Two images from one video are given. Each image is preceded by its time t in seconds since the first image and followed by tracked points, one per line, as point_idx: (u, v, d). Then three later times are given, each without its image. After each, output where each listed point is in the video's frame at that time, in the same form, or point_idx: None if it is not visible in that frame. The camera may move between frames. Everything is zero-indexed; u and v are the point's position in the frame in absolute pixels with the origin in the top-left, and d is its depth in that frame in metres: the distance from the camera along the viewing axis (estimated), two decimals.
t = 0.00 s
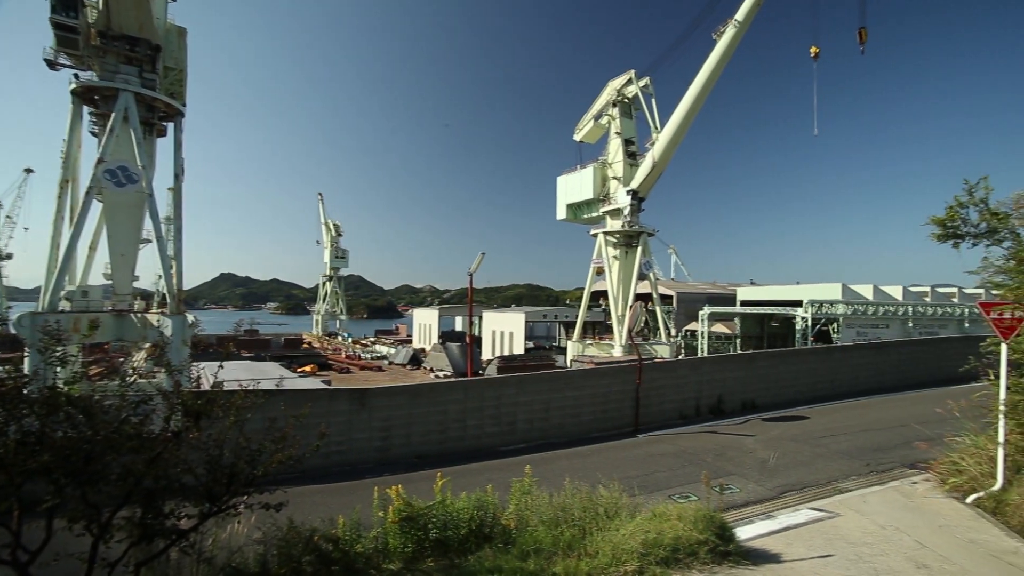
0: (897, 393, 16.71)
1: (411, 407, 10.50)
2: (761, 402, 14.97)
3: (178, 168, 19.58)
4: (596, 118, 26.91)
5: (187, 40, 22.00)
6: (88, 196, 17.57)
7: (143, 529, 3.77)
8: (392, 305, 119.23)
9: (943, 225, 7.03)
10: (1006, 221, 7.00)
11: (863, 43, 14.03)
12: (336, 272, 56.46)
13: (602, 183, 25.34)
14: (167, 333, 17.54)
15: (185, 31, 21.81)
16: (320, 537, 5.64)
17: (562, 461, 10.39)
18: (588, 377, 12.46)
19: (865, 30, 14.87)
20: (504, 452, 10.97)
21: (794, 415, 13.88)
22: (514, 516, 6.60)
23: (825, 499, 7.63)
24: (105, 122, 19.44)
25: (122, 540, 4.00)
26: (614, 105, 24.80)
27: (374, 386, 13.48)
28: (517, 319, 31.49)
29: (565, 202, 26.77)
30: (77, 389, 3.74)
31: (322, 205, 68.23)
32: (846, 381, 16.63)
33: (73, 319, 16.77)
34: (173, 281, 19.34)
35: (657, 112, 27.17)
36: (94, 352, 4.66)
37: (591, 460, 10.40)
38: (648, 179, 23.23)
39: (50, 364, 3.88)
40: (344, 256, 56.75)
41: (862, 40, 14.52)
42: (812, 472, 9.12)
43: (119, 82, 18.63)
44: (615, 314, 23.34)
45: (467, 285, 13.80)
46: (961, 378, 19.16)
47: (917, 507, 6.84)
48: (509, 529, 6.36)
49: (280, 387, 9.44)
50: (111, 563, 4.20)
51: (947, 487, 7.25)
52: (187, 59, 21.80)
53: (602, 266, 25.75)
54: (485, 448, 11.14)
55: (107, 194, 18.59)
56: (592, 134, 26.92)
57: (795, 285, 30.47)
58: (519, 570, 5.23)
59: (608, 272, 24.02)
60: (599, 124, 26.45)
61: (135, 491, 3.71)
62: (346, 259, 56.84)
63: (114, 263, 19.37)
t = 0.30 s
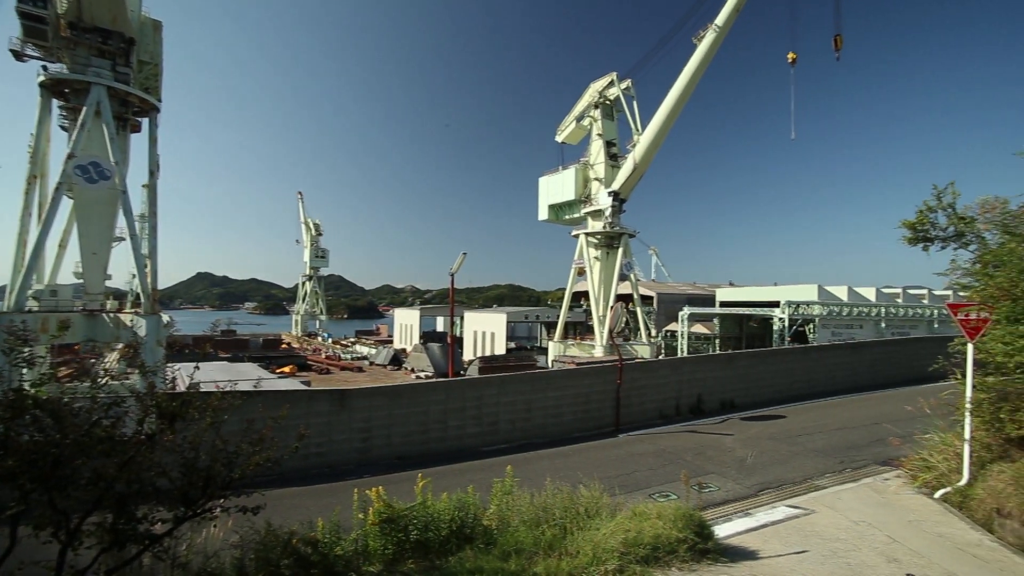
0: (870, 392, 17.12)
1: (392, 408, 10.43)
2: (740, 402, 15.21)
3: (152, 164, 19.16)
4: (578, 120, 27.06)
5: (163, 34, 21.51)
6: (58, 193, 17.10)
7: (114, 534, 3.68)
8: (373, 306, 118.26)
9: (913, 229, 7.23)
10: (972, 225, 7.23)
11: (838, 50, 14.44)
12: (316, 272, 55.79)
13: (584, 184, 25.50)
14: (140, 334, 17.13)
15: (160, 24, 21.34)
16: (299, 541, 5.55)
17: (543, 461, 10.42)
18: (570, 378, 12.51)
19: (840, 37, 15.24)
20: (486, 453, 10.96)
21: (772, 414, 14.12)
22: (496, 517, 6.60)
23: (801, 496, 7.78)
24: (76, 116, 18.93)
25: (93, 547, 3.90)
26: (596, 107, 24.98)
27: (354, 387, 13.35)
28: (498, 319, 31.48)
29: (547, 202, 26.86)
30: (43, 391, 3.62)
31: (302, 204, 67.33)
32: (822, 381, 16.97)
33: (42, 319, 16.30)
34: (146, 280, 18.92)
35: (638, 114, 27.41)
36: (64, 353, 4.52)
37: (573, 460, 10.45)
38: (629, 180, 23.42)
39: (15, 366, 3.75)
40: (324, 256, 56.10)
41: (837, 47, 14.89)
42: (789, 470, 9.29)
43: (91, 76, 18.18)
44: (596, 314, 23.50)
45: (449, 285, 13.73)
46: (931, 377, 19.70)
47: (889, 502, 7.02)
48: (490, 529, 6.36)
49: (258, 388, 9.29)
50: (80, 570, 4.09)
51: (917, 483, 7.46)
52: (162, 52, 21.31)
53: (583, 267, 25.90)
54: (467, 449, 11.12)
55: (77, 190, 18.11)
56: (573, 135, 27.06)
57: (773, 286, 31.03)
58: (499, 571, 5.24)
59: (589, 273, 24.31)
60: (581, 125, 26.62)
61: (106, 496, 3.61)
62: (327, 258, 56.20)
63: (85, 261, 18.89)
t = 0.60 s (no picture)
0: (846, 391, 17.47)
1: (374, 409, 10.36)
2: (720, 401, 15.40)
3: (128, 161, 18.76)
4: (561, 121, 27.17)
5: (138, 27, 21.07)
6: (29, 189, 16.67)
7: (86, 540, 3.59)
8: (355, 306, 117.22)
9: (887, 231, 7.40)
10: (944, 228, 7.42)
11: (815, 56, 14.73)
12: (297, 271, 55.14)
13: (567, 185, 25.61)
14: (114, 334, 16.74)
15: (135, 17, 20.90)
16: (279, 544, 5.48)
17: (526, 462, 10.43)
18: (553, 378, 12.55)
19: (817, 44, 15.53)
20: (468, 454, 10.94)
21: (751, 413, 14.32)
22: (478, 518, 6.59)
23: (780, 494, 7.90)
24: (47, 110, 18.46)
25: (63, 554, 3.79)
26: (579, 108, 25.11)
27: (335, 388, 13.24)
28: (481, 319, 31.46)
29: (530, 203, 26.92)
30: (12, 395, 3.52)
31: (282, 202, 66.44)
32: (800, 381, 17.27)
33: (11, 320, 15.84)
34: (121, 280, 18.51)
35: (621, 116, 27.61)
36: (33, 355, 4.37)
37: (555, 460, 10.49)
38: (612, 181, 23.58)
39: None
40: (305, 255, 55.49)
41: (814, 53, 15.17)
42: (768, 468, 9.44)
43: (63, 69, 17.74)
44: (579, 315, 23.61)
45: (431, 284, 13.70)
46: (905, 376, 20.18)
47: (864, 499, 7.16)
48: (473, 530, 6.35)
49: (237, 389, 9.14)
50: None
51: (891, 480, 7.63)
52: (138, 46, 20.89)
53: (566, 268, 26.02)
54: (449, 449, 11.09)
55: (48, 187, 17.65)
56: (556, 136, 27.17)
57: (753, 287, 31.49)
58: (482, 571, 5.23)
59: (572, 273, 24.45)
60: (564, 126, 26.72)
61: (78, 501, 3.51)
62: (308, 258, 55.59)
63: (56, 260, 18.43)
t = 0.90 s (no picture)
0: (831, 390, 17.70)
1: (362, 409, 10.30)
2: (708, 401, 15.51)
3: (110, 158, 18.46)
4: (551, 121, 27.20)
5: (121, 23, 20.71)
6: (8, 186, 16.37)
7: (67, 543, 3.52)
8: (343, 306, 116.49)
9: (871, 233, 7.51)
10: (926, 230, 7.56)
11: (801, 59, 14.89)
12: (285, 271, 54.70)
13: (556, 186, 25.65)
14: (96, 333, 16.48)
15: (119, 12, 20.57)
16: (265, 546, 5.43)
17: (514, 462, 10.44)
18: (541, 378, 12.57)
19: (804, 47, 15.69)
20: (457, 454, 10.92)
21: (738, 412, 14.44)
22: (467, 518, 6.57)
23: (766, 493, 7.98)
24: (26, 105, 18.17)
25: (43, 559, 3.72)
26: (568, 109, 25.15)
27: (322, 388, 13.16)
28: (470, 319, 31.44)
29: (519, 203, 26.92)
30: None
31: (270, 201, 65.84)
32: (786, 380, 17.45)
33: None
34: (103, 279, 18.20)
35: (610, 117, 27.72)
36: (14, 356, 4.30)
37: (543, 460, 10.51)
38: (600, 182, 23.66)
39: None
40: (293, 255, 55.06)
41: (801, 57, 15.32)
42: (754, 467, 9.53)
43: (42, 64, 17.40)
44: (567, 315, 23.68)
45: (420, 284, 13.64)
46: (888, 376, 20.50)
47: (849, 497, 7.26)
48: (462, 531, 6.34)
49: (223, 390, 9.04)
50: None
51: (875, 478, 7.74)
52: (121, 42, 20.54)
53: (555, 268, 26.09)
54: (437, 450, 11.07)
55: (28, 183, 17.34)
56: (546, 136, 27.20)
57: (739, 287, 31.80)
58: (471, 571, 5.23)
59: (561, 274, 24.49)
60: (553, 127, 26.75)
61: (58, 505, 3.44)
62: (295, 257, 55.16)
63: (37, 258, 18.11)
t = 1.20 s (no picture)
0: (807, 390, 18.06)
1: (342, 411, 10.20)
2: (687, 401, 15.69)
3: (81, 153, 17.99)
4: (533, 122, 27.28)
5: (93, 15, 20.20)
6: None
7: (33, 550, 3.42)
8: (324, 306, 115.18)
9: (846, 235, 7.68)
10: (897, 233, 7.77)
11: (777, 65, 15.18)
12: (263, 270, 53.88)
13: (538, 186, 25.72)
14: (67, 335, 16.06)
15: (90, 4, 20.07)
16: (242, 550, 5.34)
17: (496, 462, 10.44)
18: (523, 379, 12.58)
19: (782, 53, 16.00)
20: (438, 455, 10.87)
21: (717, 412, 14.63)
22: (448, 519, 6.54)
23: (744, 491, 8.10)
24: None
25: (8, 567, 3.61)
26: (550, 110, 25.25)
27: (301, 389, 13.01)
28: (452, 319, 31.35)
29: (501, 203, 26.92)
30: None
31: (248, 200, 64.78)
32: (763, 380, 17.74)
33: None
34: (74, 278, 17.73)
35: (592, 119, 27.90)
36: None
37: (525, 460, 10.53)
38: (582, 183, 23.80)
39: None
40: (272, 254, 54.28)
41: (778, 62, 15.61)
42: (732, 466, 9.67)
43: (9, 55, 16.88)
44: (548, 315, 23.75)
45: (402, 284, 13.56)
46: (862, 375, 20.98)
47: (823, 494, 7.42)
48: (443, 532, 6.31)
49: (199, 392, 8.86)
50: None
51: (849, 475, 7.90)
52: (93, 35, 20.04)
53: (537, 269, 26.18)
54: (418, 451, 11.01)
55: None
56: (528, 137, 27.27)
57: (719, 289, 32.26)
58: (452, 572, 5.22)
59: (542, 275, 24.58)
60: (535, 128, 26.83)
61: (25, 511, 3.34)
62: (275, 257, 54.39)
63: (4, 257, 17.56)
